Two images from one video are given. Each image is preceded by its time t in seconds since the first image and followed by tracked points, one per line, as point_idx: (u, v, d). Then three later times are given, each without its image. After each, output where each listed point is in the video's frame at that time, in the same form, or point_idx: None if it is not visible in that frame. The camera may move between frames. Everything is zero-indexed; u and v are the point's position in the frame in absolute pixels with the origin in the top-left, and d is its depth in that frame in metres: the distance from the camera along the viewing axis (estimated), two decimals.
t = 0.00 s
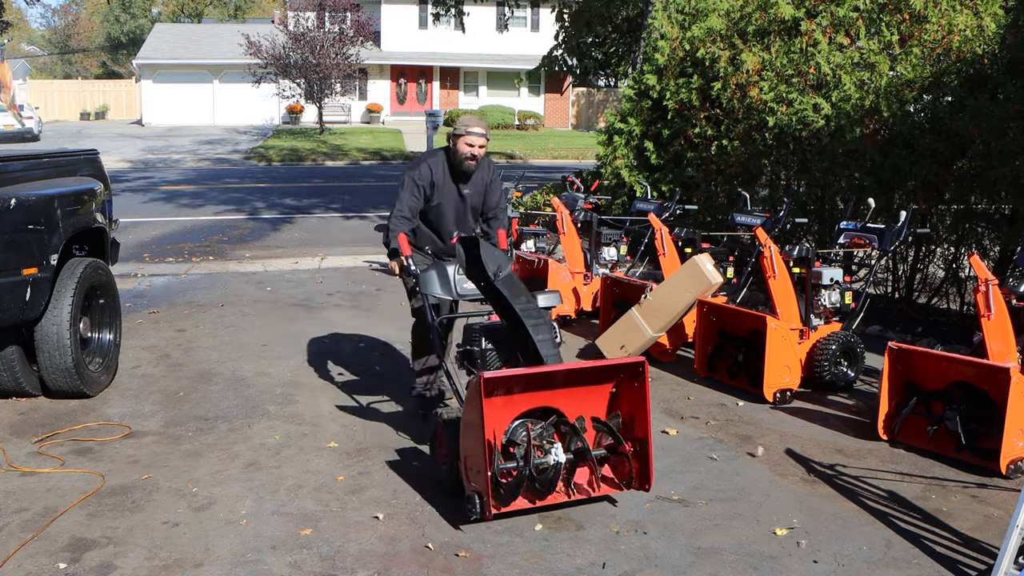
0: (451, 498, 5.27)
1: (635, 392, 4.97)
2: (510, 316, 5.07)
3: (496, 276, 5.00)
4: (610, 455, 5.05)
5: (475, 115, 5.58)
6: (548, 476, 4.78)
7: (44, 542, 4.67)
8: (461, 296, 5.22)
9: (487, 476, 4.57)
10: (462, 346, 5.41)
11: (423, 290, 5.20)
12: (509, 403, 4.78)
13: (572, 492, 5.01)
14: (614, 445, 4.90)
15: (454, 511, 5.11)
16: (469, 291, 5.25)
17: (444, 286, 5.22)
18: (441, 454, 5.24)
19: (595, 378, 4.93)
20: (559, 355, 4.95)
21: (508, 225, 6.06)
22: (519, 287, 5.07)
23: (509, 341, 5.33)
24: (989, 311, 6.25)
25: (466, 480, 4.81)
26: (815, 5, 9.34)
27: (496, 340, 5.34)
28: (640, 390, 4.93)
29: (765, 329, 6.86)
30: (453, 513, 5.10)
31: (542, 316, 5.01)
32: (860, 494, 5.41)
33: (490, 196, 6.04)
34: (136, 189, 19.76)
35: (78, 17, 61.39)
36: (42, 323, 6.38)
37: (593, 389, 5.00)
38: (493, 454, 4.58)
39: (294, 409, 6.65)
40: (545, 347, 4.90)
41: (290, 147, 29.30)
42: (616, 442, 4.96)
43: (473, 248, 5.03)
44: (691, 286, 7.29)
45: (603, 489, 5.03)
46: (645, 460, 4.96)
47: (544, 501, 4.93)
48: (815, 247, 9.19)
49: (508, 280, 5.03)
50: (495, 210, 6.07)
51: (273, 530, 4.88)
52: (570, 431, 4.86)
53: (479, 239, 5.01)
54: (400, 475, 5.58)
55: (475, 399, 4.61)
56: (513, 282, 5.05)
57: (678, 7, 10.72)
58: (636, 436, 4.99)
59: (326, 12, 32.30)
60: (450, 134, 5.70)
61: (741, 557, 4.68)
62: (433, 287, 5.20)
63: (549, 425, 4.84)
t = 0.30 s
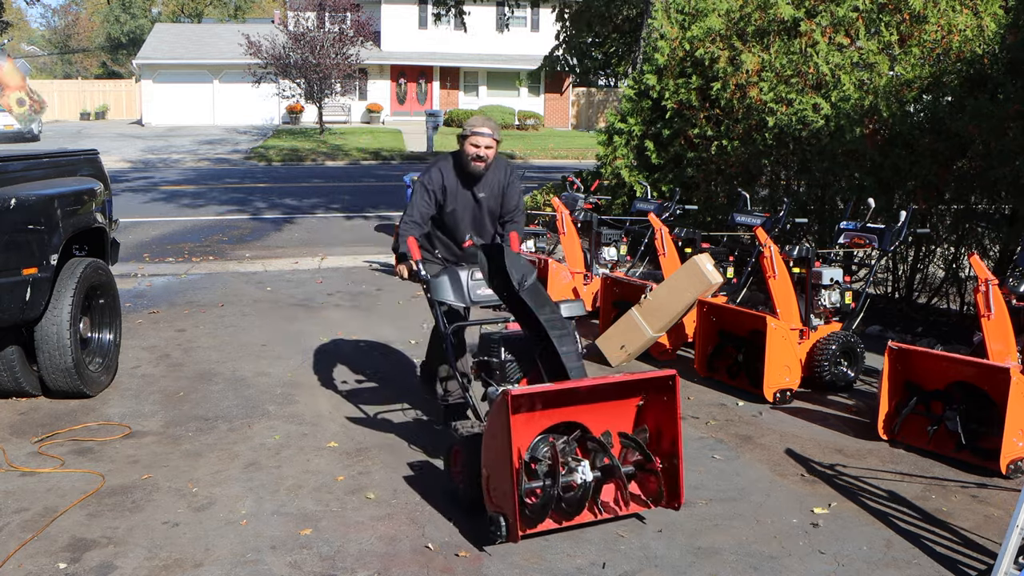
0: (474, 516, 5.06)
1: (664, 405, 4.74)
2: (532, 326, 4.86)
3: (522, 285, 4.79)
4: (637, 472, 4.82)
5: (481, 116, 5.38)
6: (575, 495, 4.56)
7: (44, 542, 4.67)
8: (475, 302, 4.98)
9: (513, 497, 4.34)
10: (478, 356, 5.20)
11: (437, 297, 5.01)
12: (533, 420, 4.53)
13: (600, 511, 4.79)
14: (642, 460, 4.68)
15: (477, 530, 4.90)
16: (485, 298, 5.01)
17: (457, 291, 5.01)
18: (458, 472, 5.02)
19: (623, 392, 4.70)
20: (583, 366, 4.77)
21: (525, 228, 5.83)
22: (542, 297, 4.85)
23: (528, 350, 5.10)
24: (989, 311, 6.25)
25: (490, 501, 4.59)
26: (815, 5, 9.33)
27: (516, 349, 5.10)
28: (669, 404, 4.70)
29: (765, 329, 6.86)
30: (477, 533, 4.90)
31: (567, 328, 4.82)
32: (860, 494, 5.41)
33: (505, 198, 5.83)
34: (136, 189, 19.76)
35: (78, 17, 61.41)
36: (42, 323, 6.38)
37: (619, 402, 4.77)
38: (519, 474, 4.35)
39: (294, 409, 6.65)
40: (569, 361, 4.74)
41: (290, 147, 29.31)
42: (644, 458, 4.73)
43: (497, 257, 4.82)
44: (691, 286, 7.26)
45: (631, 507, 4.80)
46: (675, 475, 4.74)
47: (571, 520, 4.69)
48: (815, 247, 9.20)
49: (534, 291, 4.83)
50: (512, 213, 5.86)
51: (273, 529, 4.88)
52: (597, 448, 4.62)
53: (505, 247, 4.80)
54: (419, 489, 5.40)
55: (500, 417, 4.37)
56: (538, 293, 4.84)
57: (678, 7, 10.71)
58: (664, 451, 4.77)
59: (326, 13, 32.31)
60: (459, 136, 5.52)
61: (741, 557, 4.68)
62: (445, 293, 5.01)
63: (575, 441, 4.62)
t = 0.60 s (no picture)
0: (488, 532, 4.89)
1: (690, 415, 4.58)
2: (551, 333, 4.70)
3: (538, 289, 4.66)
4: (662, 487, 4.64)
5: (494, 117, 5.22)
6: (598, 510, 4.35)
7: (44, 542, 4.67)
8: (492, 312, 4.95)
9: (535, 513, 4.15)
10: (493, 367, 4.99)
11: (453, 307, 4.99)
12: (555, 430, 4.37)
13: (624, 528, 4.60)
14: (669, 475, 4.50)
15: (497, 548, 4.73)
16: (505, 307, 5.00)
17: (474, 302, 4.98)
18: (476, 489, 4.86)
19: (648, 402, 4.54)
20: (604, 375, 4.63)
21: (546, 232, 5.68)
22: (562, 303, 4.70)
23: (547, 361, 4.89)
24: (989, 311, 6.25)
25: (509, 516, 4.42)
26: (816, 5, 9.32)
27: (535, 359, 4.90)
28: (696, 413, 4.53)
29: (765, 329, 6.85)
30: (494, 553, 4.71)
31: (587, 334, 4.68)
32: (860, 494, 5.41)
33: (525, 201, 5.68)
34: (136, 189, 19.76)
35: (79, 17, 61.44)
36: (42, 323, 6.38)
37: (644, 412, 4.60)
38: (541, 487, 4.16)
39: (294, 409, 6.65)
40: (591, 368, 4.58)
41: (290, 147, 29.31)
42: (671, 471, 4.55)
43: (513, 261, 4.70)
44: (691, 286, 7.22)
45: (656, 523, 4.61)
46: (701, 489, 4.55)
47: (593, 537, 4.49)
48: (815, 247, 9.20)
49: (551, 295, 4.69)
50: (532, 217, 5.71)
51: (273, 529, 4.88)
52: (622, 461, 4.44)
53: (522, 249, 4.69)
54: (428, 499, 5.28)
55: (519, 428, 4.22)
56: (556, 298, 4.70)
57: (678, 7, 10.70)
58: (690, 463, 4.59)
59: (326, 13, 32.32)
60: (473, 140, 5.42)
61: (741, 557, 4.68)
62: (462, 304, 4.98)
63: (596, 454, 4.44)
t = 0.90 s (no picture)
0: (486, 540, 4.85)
1: (704, 428, 4.41)
2: (563, 338, 4.67)
3: (547, 291, 4.65)
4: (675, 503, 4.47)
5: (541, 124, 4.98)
6: (603, 521, 4.25)
7: (44, 542, 4.67)
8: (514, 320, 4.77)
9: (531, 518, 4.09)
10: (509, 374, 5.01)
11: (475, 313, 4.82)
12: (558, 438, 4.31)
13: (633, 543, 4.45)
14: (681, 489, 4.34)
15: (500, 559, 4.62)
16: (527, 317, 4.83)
17: (496, 308, 4.81)
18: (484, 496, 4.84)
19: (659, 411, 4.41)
20: (618, 384, 4.50)
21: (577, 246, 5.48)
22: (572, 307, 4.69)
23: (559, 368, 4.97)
24: (989, 312, 6.25)
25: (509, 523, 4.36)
26: (816, 5, 9.32)
27: (547, 366, 4.98)
28: (710, 425, 4.37)
29: (765, 329, 6.84)
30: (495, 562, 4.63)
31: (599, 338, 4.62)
32: (861, 494, 5.41)
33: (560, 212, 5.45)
34: (136, 188, 19.77)
35: (79, 17, 61.49)
36: (42, 323, 6.38)
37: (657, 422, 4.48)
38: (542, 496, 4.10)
39: (294, 409, 6.65)
40: (603, 374, 4.48)
41: (290, 147, 29.32)
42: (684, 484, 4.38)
43: (523, 263, 4.70)
44: (691, 286, 7.27)
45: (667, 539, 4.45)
46: (716, 504, 4.36)
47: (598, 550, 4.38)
48: (815, 247, 9.21)
49: (560, 297, 4.68)
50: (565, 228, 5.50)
51: (273, 529, 4.88)
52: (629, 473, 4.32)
53: (529, 252, 4.68)
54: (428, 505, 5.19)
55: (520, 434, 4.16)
56: (566, 301, 4.69)
57: (678, 7, 10.69)
58: (705, 479, 4.41)
59: (326, 12, 32.33)
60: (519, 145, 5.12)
61: (741, 557, 4.68)
62: (484, 309, 4.82)
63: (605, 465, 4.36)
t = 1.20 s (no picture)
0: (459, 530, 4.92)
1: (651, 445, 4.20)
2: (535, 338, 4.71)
3: (509, 292, 4.63)
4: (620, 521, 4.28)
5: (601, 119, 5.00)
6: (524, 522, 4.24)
7: (44, 542, 4.67)
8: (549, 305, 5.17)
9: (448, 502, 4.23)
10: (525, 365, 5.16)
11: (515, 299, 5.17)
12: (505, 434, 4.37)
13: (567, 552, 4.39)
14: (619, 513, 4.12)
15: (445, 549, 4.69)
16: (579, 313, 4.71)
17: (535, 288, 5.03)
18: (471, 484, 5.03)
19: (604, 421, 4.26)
20: (591, 390, 4.56)
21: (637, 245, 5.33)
22: (544, 306, 4.66)
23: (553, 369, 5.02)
24: (989, 311, 6.25)
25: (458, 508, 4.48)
26: (815, 5, 9.30)
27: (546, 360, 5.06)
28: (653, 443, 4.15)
29: (765, 329, 6.84)
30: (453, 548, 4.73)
31: (570, 341, 4.61)
32: (860, 494, 5.41)
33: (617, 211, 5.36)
34: (136, 189, 19.77)
35: (79, 17, 61.53)
36: (42, 323, 6.38)
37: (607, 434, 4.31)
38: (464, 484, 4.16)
39: (294, 409, 6.65)
40: (569, 378, 4.55)
41: (290, 147, 29.31)
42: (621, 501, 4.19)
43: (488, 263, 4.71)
44: (691, 286, 7.30)
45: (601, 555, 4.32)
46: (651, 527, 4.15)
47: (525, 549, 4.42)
48: (815, 247, 9.29)
49: (524, 297, 4.64)
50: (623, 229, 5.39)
51: (273, 529, 4.88)
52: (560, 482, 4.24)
53: (492, 251, 4.67)
54: (406, 502, 5.24)
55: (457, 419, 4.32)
56: (531, 300, 4.64)
57: (678, 7, 10.61)
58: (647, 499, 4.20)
59: (326, 12, 32.33)
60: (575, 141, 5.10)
61: (741, 557, 4.68)
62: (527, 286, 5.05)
63: (553, 470, 4.36)
